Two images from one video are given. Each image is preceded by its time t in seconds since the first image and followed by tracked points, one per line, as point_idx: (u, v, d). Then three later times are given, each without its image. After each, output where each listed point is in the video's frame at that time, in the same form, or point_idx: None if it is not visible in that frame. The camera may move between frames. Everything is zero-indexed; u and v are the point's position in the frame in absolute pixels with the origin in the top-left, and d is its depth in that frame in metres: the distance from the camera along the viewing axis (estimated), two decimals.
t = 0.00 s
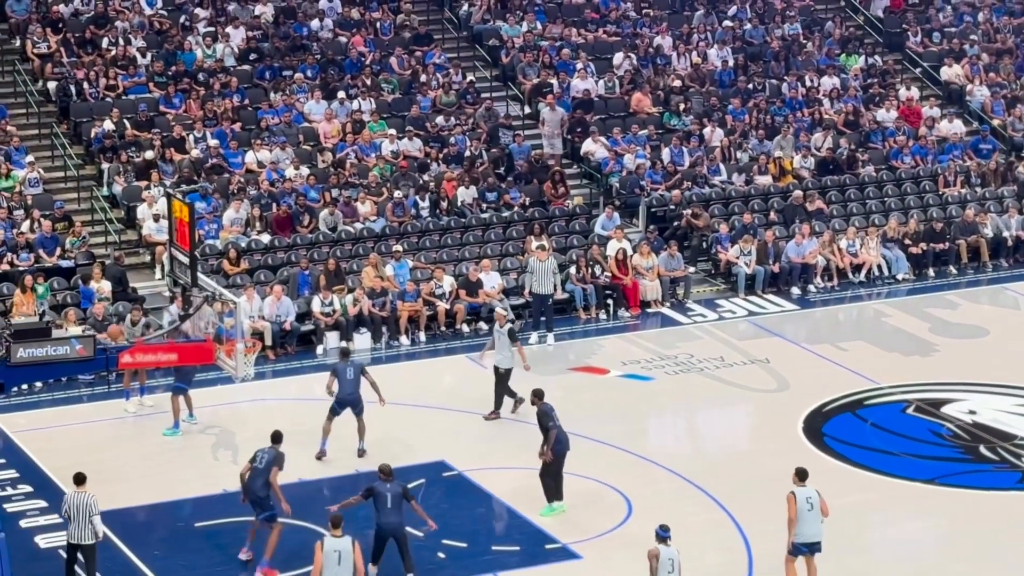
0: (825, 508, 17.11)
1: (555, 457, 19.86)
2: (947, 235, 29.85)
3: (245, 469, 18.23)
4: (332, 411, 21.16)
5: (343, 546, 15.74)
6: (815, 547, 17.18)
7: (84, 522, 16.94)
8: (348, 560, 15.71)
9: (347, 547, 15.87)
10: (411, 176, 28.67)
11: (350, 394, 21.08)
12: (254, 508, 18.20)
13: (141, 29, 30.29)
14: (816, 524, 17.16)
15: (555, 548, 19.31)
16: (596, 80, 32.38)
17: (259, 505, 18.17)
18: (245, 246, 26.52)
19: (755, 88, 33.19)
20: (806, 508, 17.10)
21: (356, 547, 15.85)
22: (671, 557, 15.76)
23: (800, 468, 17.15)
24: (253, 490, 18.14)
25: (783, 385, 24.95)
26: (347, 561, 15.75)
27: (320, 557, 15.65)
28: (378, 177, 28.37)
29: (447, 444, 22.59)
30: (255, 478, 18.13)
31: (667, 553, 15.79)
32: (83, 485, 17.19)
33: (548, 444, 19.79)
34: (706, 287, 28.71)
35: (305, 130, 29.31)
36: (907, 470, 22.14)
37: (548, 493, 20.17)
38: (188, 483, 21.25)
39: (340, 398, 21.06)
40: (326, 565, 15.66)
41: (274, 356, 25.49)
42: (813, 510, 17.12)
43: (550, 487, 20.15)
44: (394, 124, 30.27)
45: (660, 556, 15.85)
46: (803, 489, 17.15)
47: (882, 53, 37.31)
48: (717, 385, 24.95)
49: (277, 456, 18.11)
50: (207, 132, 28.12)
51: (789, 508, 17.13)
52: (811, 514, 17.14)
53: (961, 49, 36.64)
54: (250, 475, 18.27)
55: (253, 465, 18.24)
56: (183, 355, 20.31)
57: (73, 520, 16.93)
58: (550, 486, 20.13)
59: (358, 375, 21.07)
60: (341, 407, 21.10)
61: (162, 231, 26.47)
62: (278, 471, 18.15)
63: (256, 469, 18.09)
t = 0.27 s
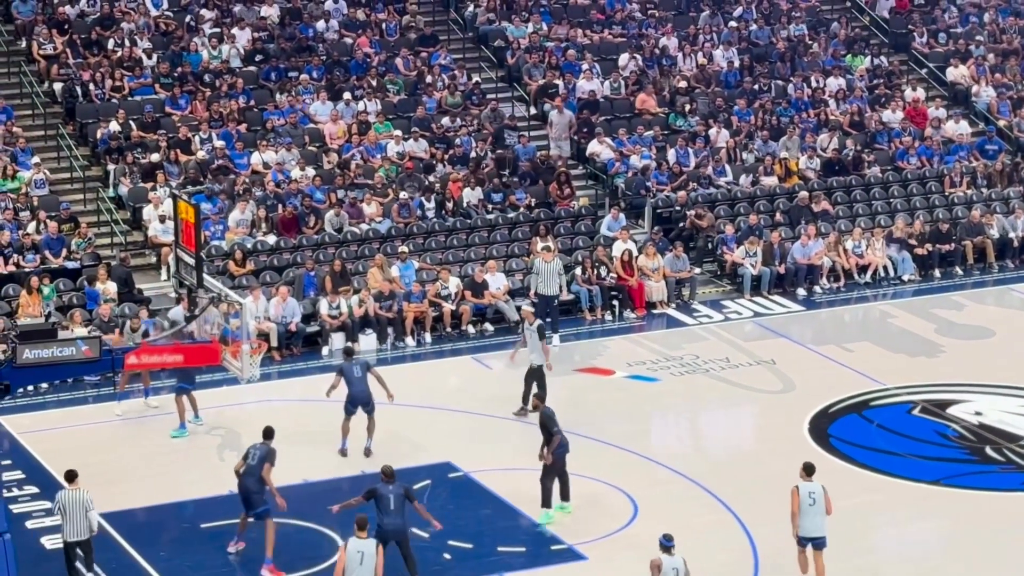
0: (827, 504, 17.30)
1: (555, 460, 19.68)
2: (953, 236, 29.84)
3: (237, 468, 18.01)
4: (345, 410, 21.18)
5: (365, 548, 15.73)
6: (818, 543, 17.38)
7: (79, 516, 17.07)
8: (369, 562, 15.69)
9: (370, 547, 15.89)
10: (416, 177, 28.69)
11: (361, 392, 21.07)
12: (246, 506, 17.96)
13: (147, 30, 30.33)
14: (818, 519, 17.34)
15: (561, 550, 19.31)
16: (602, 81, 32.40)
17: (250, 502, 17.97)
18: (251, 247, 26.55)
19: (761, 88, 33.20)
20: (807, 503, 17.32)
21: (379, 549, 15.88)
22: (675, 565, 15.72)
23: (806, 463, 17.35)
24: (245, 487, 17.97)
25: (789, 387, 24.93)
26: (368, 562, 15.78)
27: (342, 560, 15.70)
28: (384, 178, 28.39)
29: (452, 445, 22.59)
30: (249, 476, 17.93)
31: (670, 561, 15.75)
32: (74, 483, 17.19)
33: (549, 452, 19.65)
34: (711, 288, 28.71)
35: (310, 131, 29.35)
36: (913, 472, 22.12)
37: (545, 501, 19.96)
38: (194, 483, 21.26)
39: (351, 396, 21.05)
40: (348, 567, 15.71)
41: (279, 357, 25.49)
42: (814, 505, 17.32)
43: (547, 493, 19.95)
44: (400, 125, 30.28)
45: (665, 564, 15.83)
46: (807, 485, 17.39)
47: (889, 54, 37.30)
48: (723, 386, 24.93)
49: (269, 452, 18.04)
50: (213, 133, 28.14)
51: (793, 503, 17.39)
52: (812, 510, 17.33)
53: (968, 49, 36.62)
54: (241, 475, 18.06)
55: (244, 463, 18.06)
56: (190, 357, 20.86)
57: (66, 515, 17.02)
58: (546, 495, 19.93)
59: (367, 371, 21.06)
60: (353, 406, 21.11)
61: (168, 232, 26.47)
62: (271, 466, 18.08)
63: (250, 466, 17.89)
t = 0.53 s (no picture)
0: (823, 495, 17.26)
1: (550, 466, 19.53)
2: (955, 236, 29.84)
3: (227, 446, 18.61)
4: (354, 409, 21.21)
5: (386, 546, 15.41)
6: (817, 532, 17.46)
7: (71, 514, 17.17)
8: (390, 560, 15.38)
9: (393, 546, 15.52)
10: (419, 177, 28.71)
11: (370, 392, 21.11)
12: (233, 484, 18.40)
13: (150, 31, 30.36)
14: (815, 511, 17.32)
15: (564, 550, 19.31)
16: (604, 82, 32.41)
17: (238, 479, 18.42)
18: (253, 248, 26.56)
19: (763, 89, 33.23)
20: (803, 497, 17.27)
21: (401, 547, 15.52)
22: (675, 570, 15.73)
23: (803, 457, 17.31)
24: (234, 466, 18.43)
25: (791, 387, 24.92)
26: (389, 561, 15.40)
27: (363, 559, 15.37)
28: (386, 179, 28.41)
29: (455, 445, 22.59)
30: (238, 454, 18.47)
31: (668, 566, 15.77)
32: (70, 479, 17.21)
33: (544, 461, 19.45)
34: (714, 288, 28.72)
35: (313, 131, 29.37)
36: (915, 472, 22.11)
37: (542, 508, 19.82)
38: (197, 483, 21.25)
39: (360, 396, 21.09)
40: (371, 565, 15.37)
41: (282, 357, 25.50)
42: (811, 498, 17.25)
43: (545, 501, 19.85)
44: (402, 125, 30.30)
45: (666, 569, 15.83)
46: (802, 479, 17.33)
47: (891, 54, 37.32)
48: (726, 387, 24.92)
49: (261, 433, 18.66)
50: (215, 133, 28.15)
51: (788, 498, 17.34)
52: (809, 503, 17.32)
53: (970, 49, 36.62)
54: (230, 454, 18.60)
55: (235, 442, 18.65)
56: (192, 357, 20.83)
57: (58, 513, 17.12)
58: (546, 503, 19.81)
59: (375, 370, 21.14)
60: (362, 405, 21.14)
61: (170, 233, 26.48)
62: (262, 447, 18.68)
63: (241, 444, 18.48)
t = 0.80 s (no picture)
0: (817, 485, 17.67)
1: (539, 467, 19.46)
2: (955, 236, 29.86)
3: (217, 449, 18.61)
4: (368, 408, 21.27)
5: (405, 535, 15.61)
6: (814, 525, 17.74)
7: (60, 510, 17.50)
8: (410, 549, 15.58)
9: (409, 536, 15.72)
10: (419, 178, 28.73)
11: (385, 392, 21.19)
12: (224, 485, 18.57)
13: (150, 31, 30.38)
14: (808, 502, 17.65)
15: (564, 550, 19.32)
16: (604, 82, 32.42)
17: (231, 481, 18.55)
18: (253, 248, 26.58)
19: (763, 89, 33.26)
20: (798, 488, 17.61)
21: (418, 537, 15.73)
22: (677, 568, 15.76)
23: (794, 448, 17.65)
24: (225, 466, 18.51)
25: (792, 387, 24.94)
26: (408, 551, 15.60)
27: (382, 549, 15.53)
28: (386, 179, 28.44)
29: (456, 445, 22.61)
30: (228, 455, 18.52)
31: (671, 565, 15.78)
32: (62, 475, 17.55)
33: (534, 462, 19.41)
34: (714, 289, 28.75)
35: (313, 132, 29.39)
36: (915, 472, 22.11)
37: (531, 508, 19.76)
38: (197, 484, 21.26)
39: (375, 395, 21.16)
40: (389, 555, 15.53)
41: (283, 357, 25.50)
42: (805, 488, 17.60)
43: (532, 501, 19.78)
44: (402, 126, 30.33)
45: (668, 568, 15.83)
46: (794, 471, 17.72)
47: (891, 54, 37.35)
48: (728, 387, 24.94)
49: (252, 434, 18.59)
50: (215, 133, 28.17)
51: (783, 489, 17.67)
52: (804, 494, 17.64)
53: (970, 49, 36.64)
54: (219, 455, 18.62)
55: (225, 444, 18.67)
56: (192, 357, 20.38)
57: (46, 507, 17.49)
58: (543, 502, 19.77)
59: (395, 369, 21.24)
60: (377, 404, 21.20)
61: (170, 233, 26.50)
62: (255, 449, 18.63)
63: (230, 445, 18.52)
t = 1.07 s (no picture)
0: (805, 483, 17.93)
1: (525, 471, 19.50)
2: (953, 237, 29.86)
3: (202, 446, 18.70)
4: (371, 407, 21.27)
5: (422, 530, 15.78)
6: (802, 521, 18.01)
7: (50, 507, 17.42)
8: (429, 543, 15.72)
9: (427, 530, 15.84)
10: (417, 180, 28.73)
11: (389, 390, 21.19)
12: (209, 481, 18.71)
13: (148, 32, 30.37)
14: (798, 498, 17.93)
15: (562, 551, 19.32)
16: (602, 83, 32.40)
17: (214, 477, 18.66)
18: (251, 249, 26.56)
19: (761, 90, 33.27)
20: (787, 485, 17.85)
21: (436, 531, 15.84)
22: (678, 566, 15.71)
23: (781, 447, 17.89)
24: (209, 463, 18.63)
25: (790, 388, 24.93)
26: (427, 546, 15.75)
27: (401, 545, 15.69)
28: (384, 180, 28.44)
29: (454, 446, 22.60)
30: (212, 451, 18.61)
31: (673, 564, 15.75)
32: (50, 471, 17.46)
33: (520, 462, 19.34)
34: (712, 289, 28.76)
35: (311, 133, 29.38)
36: (913, 473, 22.11)
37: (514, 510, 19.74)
38: (196, 485, 21.25)
39: (378, 394, 21.17)
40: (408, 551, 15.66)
41: (281, 358, 25.49)
42: (794, 486, 17.88)
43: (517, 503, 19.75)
44: (400, 127, 30.33)
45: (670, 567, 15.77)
46: (783, 468, 17.97)
47: (889, 55, 37.36)
48: (726, 388, 24.92)
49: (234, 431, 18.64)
50: (213, 135, 28.16)
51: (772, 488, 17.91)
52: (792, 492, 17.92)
53: (967, 50, 36.65)
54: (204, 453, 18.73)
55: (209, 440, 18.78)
56: (190, 358, 20.23)
57: (38, 505, 17.40)
58: (519, 501, 19.67)
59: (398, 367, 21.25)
60: (380, 403, 21.21)
61: (168, 235, 26.48)
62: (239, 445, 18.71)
63: (213, 443, 18.61)
